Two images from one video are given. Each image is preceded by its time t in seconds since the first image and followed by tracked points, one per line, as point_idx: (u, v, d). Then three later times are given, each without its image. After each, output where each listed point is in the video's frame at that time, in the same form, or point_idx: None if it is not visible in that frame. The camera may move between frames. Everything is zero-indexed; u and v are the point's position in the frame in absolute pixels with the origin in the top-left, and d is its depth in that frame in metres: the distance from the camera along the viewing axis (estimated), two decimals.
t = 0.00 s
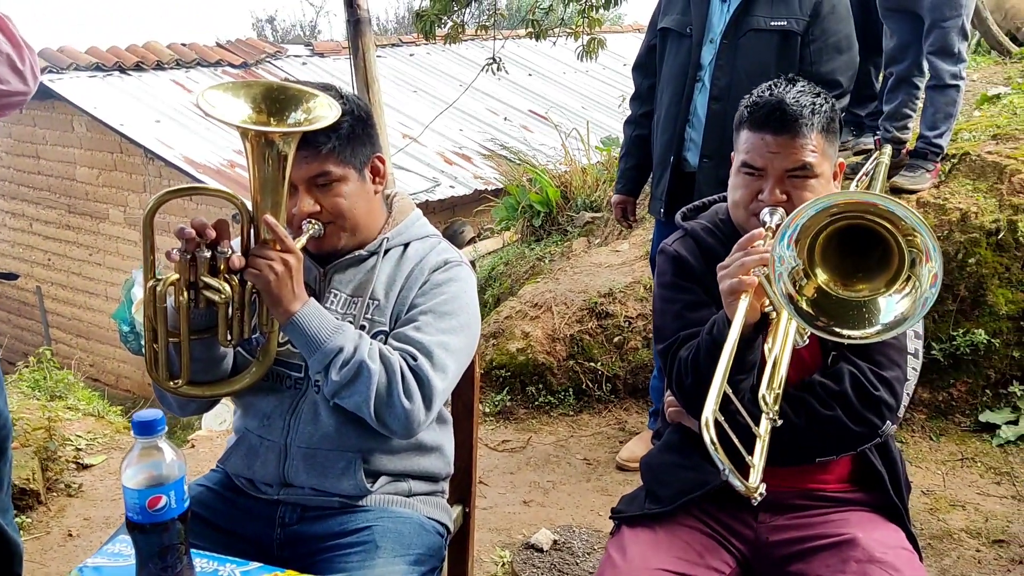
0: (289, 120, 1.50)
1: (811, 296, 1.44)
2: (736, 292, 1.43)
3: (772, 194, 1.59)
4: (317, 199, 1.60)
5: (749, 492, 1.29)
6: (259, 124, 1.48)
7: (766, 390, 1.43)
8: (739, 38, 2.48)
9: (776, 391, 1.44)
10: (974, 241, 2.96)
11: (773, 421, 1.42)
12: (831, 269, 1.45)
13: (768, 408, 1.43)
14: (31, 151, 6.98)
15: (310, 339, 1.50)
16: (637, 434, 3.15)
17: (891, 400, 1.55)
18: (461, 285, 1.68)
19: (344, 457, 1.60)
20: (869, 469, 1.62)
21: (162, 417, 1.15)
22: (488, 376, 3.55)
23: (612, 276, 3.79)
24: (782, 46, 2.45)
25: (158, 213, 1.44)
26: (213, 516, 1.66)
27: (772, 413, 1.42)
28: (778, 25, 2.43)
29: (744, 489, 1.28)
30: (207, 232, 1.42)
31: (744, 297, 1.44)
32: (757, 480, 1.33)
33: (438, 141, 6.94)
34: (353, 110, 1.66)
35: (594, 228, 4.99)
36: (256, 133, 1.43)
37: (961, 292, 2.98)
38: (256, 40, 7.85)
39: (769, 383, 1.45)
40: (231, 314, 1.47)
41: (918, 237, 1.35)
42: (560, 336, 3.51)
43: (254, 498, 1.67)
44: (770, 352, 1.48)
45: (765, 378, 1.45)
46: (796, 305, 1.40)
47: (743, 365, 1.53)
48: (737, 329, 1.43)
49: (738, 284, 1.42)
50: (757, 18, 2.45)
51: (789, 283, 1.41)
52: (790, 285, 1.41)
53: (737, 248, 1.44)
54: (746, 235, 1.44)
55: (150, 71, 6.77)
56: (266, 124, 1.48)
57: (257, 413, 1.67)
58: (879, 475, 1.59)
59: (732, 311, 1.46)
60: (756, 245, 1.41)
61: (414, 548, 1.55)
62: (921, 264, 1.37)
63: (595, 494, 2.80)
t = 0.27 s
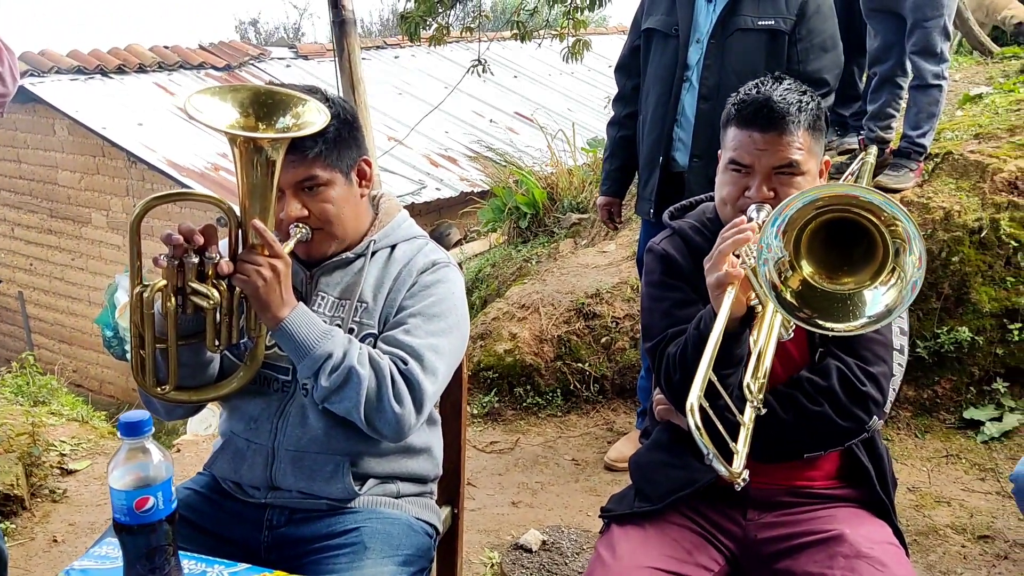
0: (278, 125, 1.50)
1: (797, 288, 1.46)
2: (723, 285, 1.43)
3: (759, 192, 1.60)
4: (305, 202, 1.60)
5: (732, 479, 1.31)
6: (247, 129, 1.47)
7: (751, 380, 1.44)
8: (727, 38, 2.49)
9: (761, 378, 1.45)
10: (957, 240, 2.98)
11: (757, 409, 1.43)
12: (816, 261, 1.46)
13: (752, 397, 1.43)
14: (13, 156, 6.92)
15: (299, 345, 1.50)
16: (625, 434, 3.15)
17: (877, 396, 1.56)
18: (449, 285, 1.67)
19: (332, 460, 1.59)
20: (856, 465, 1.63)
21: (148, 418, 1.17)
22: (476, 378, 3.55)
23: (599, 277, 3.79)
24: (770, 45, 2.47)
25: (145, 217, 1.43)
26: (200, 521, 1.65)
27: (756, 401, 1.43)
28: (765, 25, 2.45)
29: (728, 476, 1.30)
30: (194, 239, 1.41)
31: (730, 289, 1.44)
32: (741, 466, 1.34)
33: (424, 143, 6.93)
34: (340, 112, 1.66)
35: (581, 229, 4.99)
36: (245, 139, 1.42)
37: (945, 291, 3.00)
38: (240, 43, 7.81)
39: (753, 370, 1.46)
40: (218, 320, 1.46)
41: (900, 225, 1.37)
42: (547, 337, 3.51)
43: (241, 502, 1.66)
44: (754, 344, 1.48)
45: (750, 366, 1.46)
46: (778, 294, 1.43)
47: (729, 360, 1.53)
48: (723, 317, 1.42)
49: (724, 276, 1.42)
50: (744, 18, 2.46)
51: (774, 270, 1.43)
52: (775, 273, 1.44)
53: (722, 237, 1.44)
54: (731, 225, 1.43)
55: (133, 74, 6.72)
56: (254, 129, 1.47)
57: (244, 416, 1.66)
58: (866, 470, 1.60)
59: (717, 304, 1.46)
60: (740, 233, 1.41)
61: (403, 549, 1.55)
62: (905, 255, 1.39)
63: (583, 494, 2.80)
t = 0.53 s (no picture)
0: (262, 127, 1.50)
1: (776, 284, 1.46)
2: (705, 284, 1.47)
3: (742, 192, 1.61)
4: (290, 206, 1.60)
5: (711, 468, 1.32)
6: (232, 132, 1.47)
7: (731, 374, 1.42)
8: (715, 41, 2.51)
9: (742, 373, 1.43)
10: (941, 241, 3.01)
11: (738, 403, 1.41)
12: (796, 259, 1.47)
13: (734, 391, 1.41)
14: None
15: (288, 344, 1.49)
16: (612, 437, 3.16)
17: (861, 394, 1.58)
18: (437, 288, 1.67)
19: (320, 463, 1.59)
20: (842, 465, 1.64)
21: (135, 424, 1.17)
22: (464, 381, 3.55)
23: (586, 280, 3.80)
24: (757, 48, 2.49)
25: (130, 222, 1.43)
26: (187, 525, 1.64)
27: (737, 394, 1.40)
28: (752, 28, 2.47)
29: (706, 465, 1.31)
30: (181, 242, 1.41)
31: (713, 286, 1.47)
32: (720, 456, 1.34)
33: (412, 147, 6.93)
34: (325, 116, 1.65)
35: (568, 232, 5.00)
36: (229, 141, 1.41)
37: (929, 292, 3.02)
38: (226, 47, 7.79)
39: (735, 364, 1.44)
40: (206, 323, 1.46)
41: (875, 219, 1.38)
42: (535, 340, 3.52)
43: (229, 506, 1.66)
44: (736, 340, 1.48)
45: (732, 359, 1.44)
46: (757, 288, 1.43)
47: (713, 359, 1.54)
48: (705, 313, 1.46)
49: (706, 275, 1.46)
50: (731, 21, 2.48)
51: (753, 261, 1.43)
52: (754, 266, 1.43)
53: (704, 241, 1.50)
54: (712, 228, 1.50)
55: (119, 79, 6.69)
56: (240, 132, 1.47)
57: (231, 421, 1.66)
58: (850, 470, 1.61)
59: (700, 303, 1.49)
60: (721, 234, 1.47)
61: (391, 553, 1.54)
62: (883, 249, 1.41)
63: (572, 497, 2.80)
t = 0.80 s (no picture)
0: (258, 134, 1.51)
1: (758, 275, 1.48)
2: (689, 278, 1.49)
3: (728, 188, 1.63)
4: (282, 210, 1.60)
5: (693, 458, 1.36)
6: (229, 137, 1.48)
7: (713, 364, 1.47)
8: (705, 45, 2.52)
9: (725, 363, 1.47)
10: (928, 242, 3.03)
11: (720, 392, 1.46)
12: (778, 251, 1.49)
13: (716, 381, 1.46)
14: None
15: (276, 350, 1.50)
16: (603, 438, 3.17)
17: (848, 390, 1.59)
18: (427, 292, 1.68)
19: (310, 466, 1.59)
20: (829, 463, 1.66)
21: (124, 425, 1.18)
22: (455, 384, 3.56)
23: (576, 282, 3.82)
24: (746, 50, 2.53)
25: (123, 225, 1.43)
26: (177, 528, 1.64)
27: (718, 385, 1.46)
28: (740, 30, 2.50)
29: (688, 455, 1.35)
30: (174, 246, 1.41)
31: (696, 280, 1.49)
32: (701, 446, 1.39)
33: (402, 150, 6.93)
34: (316, 119, 1.66)
35: (558, 234, 5.01)
36: (224, 145, 1.42)
37: (917, 292, 3.04)
38: (216, 51, 7.78)
39: (717, 355, 1.48)
40: (196, 326, 1.47)
41: (852, 207, 1.40)
42: (526, 342, 3.53)
43: (219, 509, 1.67)
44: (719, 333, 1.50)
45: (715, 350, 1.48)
46: (737, 277, 1.44)
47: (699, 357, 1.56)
48: (689, 302, 1.47)
49: (690, 269, 1.48)
50: (719, 24, 2.51)
51: (736, 250, 1.45)
52: (737, 256, 1.45)
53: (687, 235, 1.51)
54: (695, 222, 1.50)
55: (108, 83, 6.67)
56: (234, 137, 1.48)
57: (221, 424, 1.66)
58: (838, 468, 1.63)
59: (683, 296, 1.51)
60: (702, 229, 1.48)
61: (381, 554, 1.55)
62: (863, 237, 1.43)
63: (563, 498, 2.81)
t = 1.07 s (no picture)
0: (244, 133, 1.51)
1: (750, 282, 1.49)
2: (681, 284, 1.50)
3: (718, 194, 1.63)
4: (271, 212, 1.60)
5: (686, 466, 1.37)
6: (214, 137, 1.48)
7: (706, 371, 1.46)
8: (692, 48, 2.55)
9: (717, 371, 1.49)
10: (919, 243, 3.05)
11: (712, 399, 1.45)
12: (769, 257, 1.50)
13: (709, 388, 1.45)
14: None
15: (268, 351, 1.50)
16: (596, 440, 3.17)
17: (837, 392, 1.60)
18: (418, 293, 1.68)
19: (301, 469, 1.59)
20: (819, 464, 1.66)
21: (112, 429, 1.18)
22: (448, 387, 3.56)
23: (569, 284, 3.82)
24: (733, 52, 2.56)
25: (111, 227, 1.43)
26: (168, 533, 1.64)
27: (711, 391, 1.45)
28: (726, 32, 2.53)
29: (682, 462, 1.36)
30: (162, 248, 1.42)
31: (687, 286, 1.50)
32: (694, 452, 1.39)
33: (395, 153, 6.93)
34: (306, 122, 1.66)
35: (551, 237, 5.01)
36: (211, 145, 1.42)
37: (908, 293, 3.05)
38: (208, 54, 7.77)
39: (710, 362, 1.49)
40: (186, 328, 1.47)
41: (845, 218, 1.41)
42: (518, 344, 3.53)
43: (209, 512, 1.66)
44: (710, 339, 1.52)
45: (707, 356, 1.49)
46: (731, 285, 1.46)
47: (689, 359, 1.56)
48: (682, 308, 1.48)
49: (681, 275, 1.50)
50: (705, 27, 2.53)
51: (729, 259, 1.47)
52: (729, 263, 1.47)
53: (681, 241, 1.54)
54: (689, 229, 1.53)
55: (100, 87, 6.66)
56: (221, 137, 1.48)
57: (212, 427, 1.66)
58: (828, 468, 1.63)
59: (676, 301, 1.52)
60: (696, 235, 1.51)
61: (373, 557, 1.55)
62: (854, 246, 1.43)
63: (556, 500, 2.82)
